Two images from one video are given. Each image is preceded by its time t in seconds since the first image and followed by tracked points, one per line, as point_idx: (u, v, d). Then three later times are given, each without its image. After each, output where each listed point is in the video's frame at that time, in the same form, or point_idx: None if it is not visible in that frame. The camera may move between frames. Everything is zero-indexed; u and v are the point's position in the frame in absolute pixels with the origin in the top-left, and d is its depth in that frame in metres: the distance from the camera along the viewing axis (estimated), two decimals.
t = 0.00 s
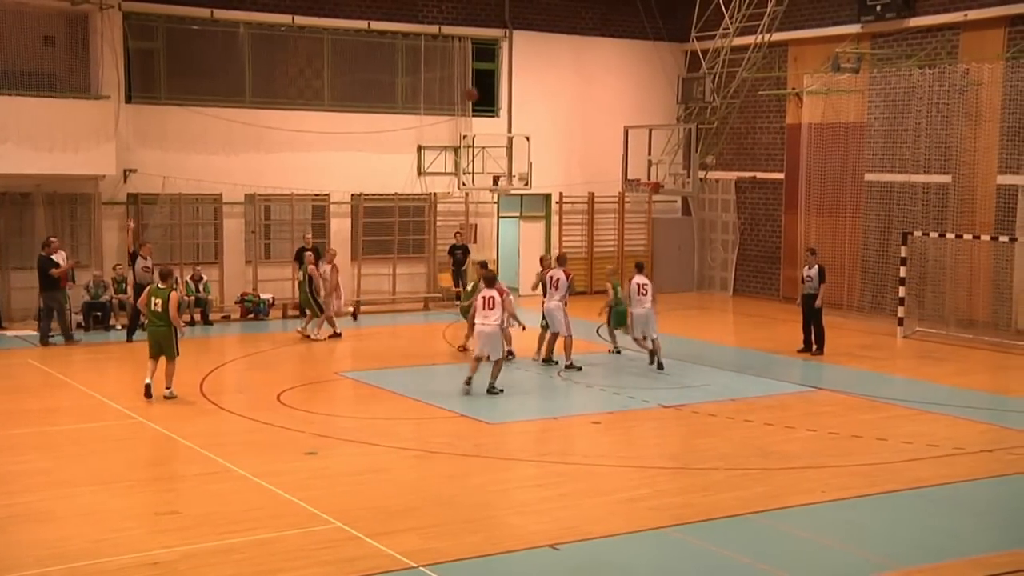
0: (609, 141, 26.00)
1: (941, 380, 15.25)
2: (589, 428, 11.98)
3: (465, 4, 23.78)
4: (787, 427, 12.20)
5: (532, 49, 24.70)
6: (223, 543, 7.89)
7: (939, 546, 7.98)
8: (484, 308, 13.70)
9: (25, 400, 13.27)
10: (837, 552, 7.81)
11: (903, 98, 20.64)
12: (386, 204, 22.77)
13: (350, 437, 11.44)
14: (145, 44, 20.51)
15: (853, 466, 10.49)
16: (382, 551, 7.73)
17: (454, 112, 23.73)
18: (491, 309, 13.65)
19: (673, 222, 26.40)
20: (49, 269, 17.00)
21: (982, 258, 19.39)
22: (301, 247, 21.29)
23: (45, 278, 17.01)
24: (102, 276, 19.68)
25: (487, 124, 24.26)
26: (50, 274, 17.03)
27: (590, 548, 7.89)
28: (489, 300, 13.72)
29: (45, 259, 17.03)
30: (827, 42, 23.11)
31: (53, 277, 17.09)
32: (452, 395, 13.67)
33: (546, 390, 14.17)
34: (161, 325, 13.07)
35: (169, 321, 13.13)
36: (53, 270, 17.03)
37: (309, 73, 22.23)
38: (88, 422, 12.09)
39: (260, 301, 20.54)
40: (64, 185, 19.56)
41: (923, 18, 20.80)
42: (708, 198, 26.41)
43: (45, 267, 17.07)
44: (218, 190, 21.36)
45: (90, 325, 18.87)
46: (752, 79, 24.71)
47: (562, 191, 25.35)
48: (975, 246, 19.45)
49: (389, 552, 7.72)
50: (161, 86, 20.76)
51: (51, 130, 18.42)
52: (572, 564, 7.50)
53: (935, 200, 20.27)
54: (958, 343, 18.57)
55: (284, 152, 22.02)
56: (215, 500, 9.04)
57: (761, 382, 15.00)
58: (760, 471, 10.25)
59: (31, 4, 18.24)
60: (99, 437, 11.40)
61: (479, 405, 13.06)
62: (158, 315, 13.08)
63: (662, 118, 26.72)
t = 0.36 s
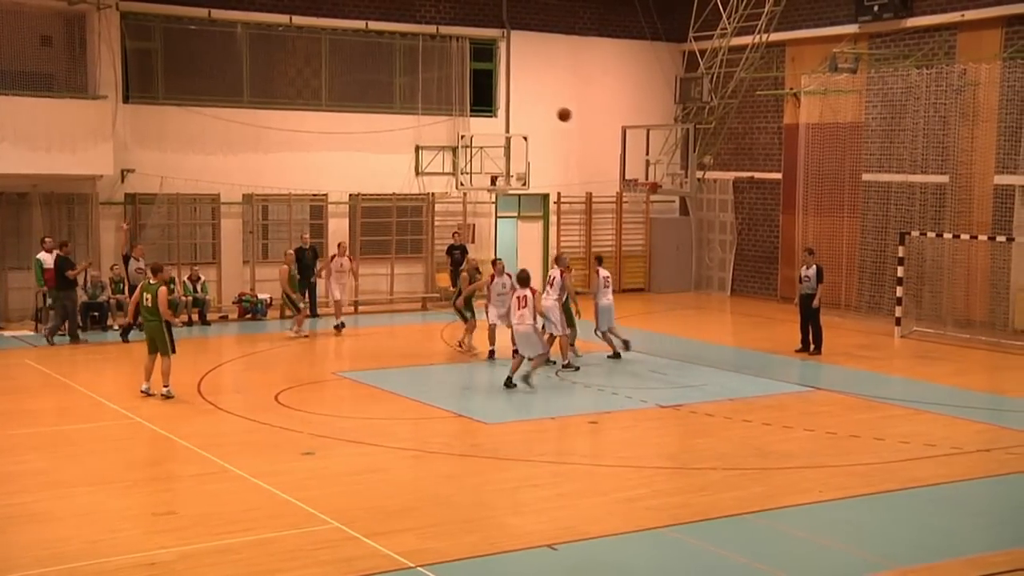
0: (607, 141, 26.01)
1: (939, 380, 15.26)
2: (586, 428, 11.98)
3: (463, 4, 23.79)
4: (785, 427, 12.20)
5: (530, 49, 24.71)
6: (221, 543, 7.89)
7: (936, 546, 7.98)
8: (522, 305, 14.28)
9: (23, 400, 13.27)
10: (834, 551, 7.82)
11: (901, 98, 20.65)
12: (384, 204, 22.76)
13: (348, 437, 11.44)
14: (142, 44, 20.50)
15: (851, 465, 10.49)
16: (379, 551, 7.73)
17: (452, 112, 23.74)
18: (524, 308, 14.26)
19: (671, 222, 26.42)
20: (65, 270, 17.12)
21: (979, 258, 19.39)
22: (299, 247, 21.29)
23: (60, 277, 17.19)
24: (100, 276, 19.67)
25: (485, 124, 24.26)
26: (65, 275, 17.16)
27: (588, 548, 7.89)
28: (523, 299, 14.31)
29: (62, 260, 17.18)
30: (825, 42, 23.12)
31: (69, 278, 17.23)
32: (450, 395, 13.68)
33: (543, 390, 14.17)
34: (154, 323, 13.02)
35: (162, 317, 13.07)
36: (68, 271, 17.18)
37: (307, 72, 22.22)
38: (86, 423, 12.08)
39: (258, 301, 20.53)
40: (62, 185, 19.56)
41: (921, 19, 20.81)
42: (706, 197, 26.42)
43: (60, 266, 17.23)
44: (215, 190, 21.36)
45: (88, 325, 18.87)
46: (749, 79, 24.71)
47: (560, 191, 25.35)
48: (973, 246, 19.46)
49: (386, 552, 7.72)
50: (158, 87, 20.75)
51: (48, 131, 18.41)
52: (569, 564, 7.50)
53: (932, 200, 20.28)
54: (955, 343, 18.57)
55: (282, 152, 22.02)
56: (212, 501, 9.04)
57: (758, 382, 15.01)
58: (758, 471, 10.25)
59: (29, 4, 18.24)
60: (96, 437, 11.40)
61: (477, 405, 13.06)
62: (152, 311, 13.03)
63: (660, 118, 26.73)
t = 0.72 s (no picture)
0: (605, 141, 26.01)
1: (937, 380, 15.26)
2: (584, 428, 11.99)
3: (461, 4, 23.80)
4: (782, 427, 12.21)
5: (529, 48, 24.71)
6: (219, 543, 7.89)
7: (933, 546, 7.98)
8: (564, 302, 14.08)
9: (21, 400, 13.26)
10: (832, 551, 7.82)
11: (899, 98, 20.66)
12: (382, 204, 22.75)
13: (346, 437, 11.44)
14: (140, 44, 20.48)
15: (848, 465, 10.49)
16: (377, 551, 7.73)
17: (450, 112, 23.74)
18: (570, 307, 14.07)
19: (670, 222, 26.42)
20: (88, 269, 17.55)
21: (977, 257, 19.40)
22: (297, 247, 21.30)
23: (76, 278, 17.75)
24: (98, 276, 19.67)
25: (483, 124, 24.26)
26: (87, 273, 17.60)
27: (586, 548, 7.89)
28: (569, 296, 14.09)
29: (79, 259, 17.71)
30: (823, 42, 23.14)
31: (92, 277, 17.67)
32: (448, 396, 13.67)
33: (541, 390, 14.16)
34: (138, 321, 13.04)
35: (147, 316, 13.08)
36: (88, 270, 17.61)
37: (305, 72, 22.21)
38: (83, 423, 12.08)
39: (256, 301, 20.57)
40: (60, 185, 19.54)
41: (919, 19, 20.82)
42: (704, 197, 26.41)
43: (77, 267, 17.77)
44: (214, 190, 21.35)
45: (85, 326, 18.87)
46: (747, 79, 24.73)
47: (558, 191, 25.34)
48: (971, 246, 19.46)
49: (384, 552, 7.73)
50: (156, 87, 20.73)
51: (46, 131, 18.41)
52: (567, 564, 7.50)
53: (930, 199, 20.30)
54: (953, 343, 18.58)
55: (280, 152, 22.02)
56: (210, 501, 9.04)
57: (756, 382, 15.01)
58: (755, 470, 10.25)
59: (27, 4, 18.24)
60: (94, 437, 11.39)
61: (474, 405, 13.06)
62: (136, 310, 13.05)
63: (658, 118, 26.73)
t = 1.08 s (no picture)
0: (604, 140, 26.02)
1: (935, 380, 15.25)
2: (583, 428, 11.99)
3: (460, 4, 23.80)
4: (781, 427, 12.21)
5: (528, 48, 24.71)
6: (217, 543, 7.89)
7: (931, 546, 7.98)
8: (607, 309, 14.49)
9: (20, 400, 13.26)
10: (831, 551, 7.82)
11: (898, 98, 20.66)
12: (381, 204, 22.75)
13: (344, 437, 11.43)
14: (139, 44, 20.48)
15: (847, 465, 10.49)
16: (375, 551, 7.73)
17: (449, 112, 23.73)
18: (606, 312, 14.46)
19: (669, 222, 26.43)
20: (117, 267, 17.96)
21: (975, 257, 19.41)
22: (296, 247, 21.30)
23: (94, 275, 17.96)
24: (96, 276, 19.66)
25: (482, 124, 24.26)
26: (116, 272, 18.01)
27: (584, 548, 7.89)
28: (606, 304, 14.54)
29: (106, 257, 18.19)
30: (822, 42, 23.14)
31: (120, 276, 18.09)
32: (447, 396, 13.67)
33: (541, 390, 14.15)
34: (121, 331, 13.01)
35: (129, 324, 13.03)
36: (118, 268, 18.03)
37: (304, 72, 22.20)
38: (82, 423, 12.07)
39: (255, 301, 20.60)
40: (59, 185, 19.55)
41: (918, 18, 20.81)
42: (703, 197, 26.39)
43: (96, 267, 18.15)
44: (213, 190, 21.36)
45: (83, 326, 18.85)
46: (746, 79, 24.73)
47: (557, 191, 25.34)
48: (969, 246, 19.47)
49: (382, 552, 7.73)
50: (155, 87, 20.73)
51: (45, 131, 18.41)
52: (565, 564, 7.50)
53: (929, 199, 20.33)
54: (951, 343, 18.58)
55: (278, 151, 22.01)
56: (209, 501, 9.03)
57: (754, 382, 15.01)
58: (754, 470, 10.25)
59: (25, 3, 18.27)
60: (92, 437, 11.39)
61: (473, 405, 13.05)
62: (118, 319, 13.02)
63: (657, 118, 26.71)
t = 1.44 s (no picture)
0: (604, 140, 26.03)
1: (935, 380, 15.24)
2: (583, 428, 11.99)
3: (460, 4, 23.79)
4: (781, 426, 12.21)
5: (527, 48, 24.70)
6: (216, 543, 7.89)
7: (931, 546, 7.98)
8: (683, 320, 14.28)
9: (19, 400, 13.26)
10: (830, 551, 7.83)
11: (898, 97, 20.65)
12: (381, 204, 22.76)
13: (344, 437, 11.43)
14: (139, 44, 20.48)
15: (847, 465, 10.49)
16: (375, 551, 7.73)
17: (449, 112, 23.73)
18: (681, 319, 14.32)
19: (669, 222, 26.42)
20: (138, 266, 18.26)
21: (975, 257, 19.41)
22: (296, 247, 21.32)
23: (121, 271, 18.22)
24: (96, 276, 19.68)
25: (482, 124, 24.25)
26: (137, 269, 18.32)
27: (584, 548, 7.89)
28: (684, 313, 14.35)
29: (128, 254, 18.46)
30: (821, 42, 23.14)
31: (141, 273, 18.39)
32: (447, 396, 13.66)
33: (541, 390, 14.14)
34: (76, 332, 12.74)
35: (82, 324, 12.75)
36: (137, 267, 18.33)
37: (303, 72, 22.20)
38: (81, 423, 12.07)
39: (254, 300, 20.60)
40: (59, 185, 19.55)
41: (918, 18, 20.80)
42: (702, 197, 26.39)
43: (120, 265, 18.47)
44: (213, 190, 21.36)
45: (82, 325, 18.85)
46: (746, 79, 24.73)
47: (557, 191, 25.33)
48: (969, 245, 19.47)
49: (382, 552, 7.73)
50: (155, 87, 20.74)
51: (45, 131, 18.41)
52: (565, 564, 7.50)
53: (929, 199, 20.34)
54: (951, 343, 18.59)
55: (278, 151, 22.01)
56: (208, 500, 9.03)
57: (754, 382, 15.00)
58: (754, 470, 10.25)
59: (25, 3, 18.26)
60: (92, 437, 11.39)
61: (474, 405, 13.04)
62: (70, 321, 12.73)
63: (656, 118, 26.70)
